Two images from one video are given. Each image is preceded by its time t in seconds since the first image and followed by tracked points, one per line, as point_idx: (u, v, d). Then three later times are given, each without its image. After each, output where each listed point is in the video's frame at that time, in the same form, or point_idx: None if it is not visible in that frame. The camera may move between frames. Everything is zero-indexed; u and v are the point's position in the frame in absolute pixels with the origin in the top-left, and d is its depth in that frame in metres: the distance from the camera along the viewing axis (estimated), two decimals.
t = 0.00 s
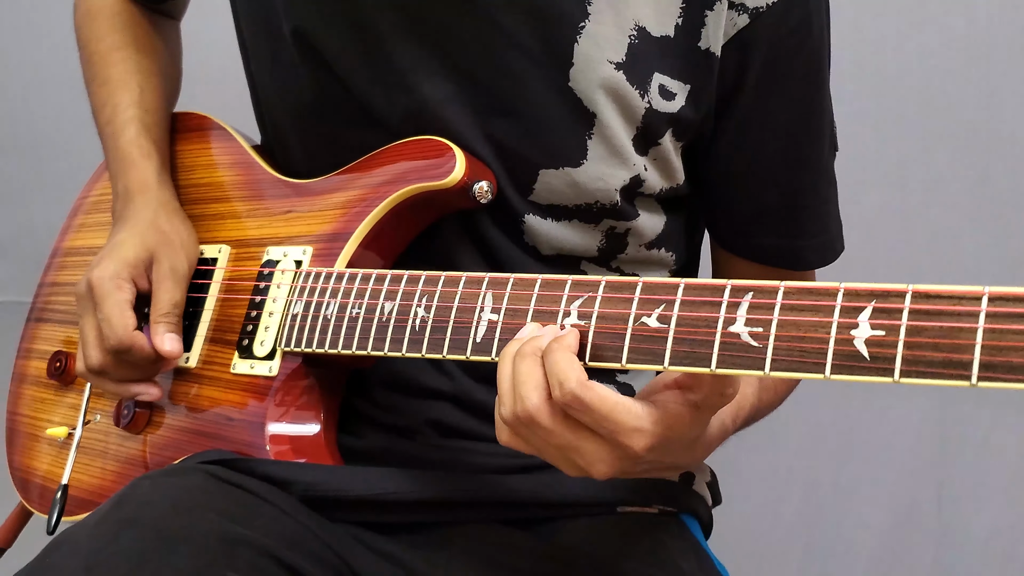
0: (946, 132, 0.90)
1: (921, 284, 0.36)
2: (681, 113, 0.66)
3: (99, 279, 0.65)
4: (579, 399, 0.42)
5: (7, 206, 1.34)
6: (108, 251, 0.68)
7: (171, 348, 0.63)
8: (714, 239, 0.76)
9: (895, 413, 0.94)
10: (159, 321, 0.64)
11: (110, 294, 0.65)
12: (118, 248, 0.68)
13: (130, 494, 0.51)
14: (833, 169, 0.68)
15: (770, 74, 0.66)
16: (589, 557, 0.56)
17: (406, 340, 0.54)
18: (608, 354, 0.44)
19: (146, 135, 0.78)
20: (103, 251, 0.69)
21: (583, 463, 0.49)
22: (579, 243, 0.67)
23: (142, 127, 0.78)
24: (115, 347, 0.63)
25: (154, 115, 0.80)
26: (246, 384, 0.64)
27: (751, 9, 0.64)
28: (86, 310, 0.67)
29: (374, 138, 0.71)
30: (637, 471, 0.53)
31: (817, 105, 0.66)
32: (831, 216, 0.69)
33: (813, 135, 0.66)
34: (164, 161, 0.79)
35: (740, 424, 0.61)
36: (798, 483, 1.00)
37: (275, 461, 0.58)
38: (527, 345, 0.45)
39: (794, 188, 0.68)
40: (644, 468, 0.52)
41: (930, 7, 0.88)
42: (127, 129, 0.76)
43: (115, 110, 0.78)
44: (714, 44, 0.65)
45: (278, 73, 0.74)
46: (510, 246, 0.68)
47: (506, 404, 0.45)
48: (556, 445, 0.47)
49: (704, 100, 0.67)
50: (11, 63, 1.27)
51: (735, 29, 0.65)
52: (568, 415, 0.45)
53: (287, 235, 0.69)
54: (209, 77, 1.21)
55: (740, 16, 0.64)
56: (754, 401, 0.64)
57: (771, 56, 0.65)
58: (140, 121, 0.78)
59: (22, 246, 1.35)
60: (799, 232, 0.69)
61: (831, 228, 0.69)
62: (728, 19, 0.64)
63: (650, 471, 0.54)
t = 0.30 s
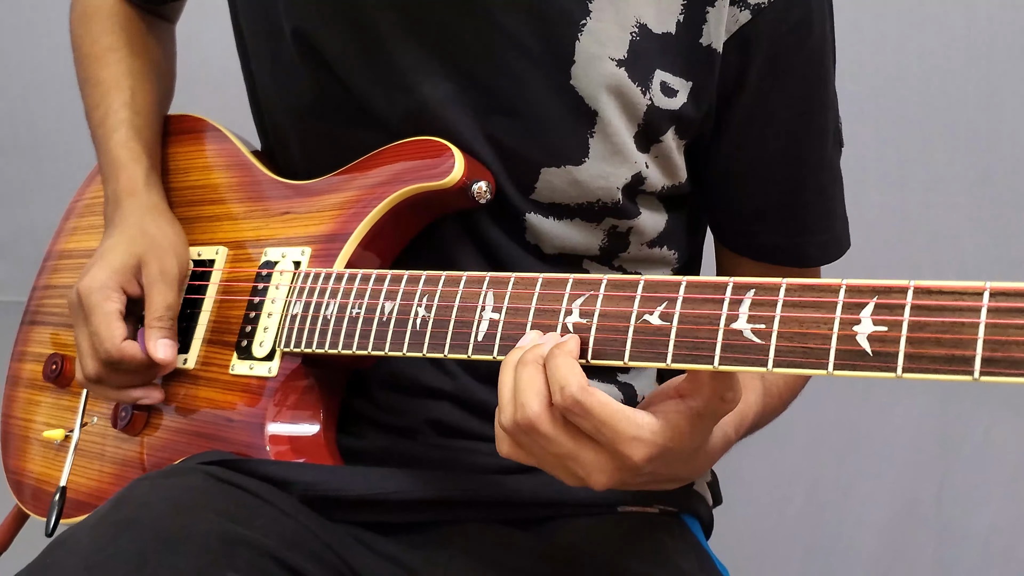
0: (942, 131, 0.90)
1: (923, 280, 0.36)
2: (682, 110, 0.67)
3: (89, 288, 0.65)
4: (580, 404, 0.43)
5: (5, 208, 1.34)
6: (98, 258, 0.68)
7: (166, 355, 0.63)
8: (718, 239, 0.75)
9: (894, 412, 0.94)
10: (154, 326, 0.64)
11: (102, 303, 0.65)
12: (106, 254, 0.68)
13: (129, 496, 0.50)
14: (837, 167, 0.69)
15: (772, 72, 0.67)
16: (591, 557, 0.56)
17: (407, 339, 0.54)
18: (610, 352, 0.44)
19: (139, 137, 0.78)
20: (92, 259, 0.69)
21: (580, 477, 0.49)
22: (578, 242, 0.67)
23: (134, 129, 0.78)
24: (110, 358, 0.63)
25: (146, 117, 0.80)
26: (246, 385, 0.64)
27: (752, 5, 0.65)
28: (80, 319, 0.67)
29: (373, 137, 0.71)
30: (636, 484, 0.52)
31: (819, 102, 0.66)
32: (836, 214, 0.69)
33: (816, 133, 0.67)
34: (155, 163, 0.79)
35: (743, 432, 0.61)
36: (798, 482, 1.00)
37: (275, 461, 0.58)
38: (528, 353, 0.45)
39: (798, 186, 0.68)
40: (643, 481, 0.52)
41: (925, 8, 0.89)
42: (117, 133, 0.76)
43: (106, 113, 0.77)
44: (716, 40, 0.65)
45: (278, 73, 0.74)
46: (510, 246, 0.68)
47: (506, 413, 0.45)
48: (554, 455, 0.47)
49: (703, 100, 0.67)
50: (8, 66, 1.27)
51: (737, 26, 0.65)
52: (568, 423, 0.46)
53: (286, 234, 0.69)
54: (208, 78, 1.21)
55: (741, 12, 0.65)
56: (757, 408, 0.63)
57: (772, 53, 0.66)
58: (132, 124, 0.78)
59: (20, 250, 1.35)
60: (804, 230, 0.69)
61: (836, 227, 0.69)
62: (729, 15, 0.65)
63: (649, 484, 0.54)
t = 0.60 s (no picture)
0: (944, 132, 0.90)
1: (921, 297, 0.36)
2: (683, 113, 0.67)
3: (110, 276, 0.67)
4: (569, 402, 0.44)
5: (5, 205, 1.34)
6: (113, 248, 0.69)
7: (178, 327, 0.63)
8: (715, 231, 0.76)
9: (894, 414, 0.95)
10: (166, 303, 0.65)
11: (120, 288, 0.66)
12: (121, 243, 0.69)
13: (129, 495, 0.51)
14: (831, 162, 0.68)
15: (772, 70, 0.66)
16: (590, 560, 0.57)
17: (406, 344, 0.54)
18: (609, 362, 0.44)
19: (138, 125, 0.77)
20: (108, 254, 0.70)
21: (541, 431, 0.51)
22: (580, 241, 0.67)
23: (133, 117, 0.77)
24: (130, 343, 0.63)
25: (146, 104, 0.80)
26: (246, 384, 0.64)
27: (756, 11, 0.64)
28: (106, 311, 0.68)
29: (372, 138, 0.71)
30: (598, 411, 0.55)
31: (817, 98, 0.65)
32: (830, 209, 0.69)
33: (813, 129, 0.66)
34: (157, 150, 0.79)
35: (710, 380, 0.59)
36: (796, 483, 1.01)
37: (275, 462, 0.59)
38: (492, 339, 0.46)
39: (792, 182, 0.68)
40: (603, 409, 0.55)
41: (928, 8, 0.88)
42: (120, 121, 0.76)
43: (107, 100, 0.77)
44: (718, 45, 0.65)
45: (280, 73, 0.74)
46: (513, 247, 0.68)
47: (478, 391, 0.46)
48: (520, 420, 0.49)
49: (704, 102, 0.67)
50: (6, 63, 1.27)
51: (739, 31, 0.65)
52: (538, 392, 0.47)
53: (288, 235, 0.69)
54: (207, 74, 1.21)
55: (744, 18, 0.64)
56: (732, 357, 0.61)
57: (773, 54, 0.65)
58: (131, 113, 0.77)
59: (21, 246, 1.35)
60: (798, 225, 0.69)
61: (830, 221, 0.69)
62: (732, 20, 0.65)
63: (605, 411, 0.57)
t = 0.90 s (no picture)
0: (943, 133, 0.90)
1: (915, 295, 0.36)
2: (694, 109, 0.66)
3: (132, 281, 0.64)
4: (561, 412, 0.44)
5: (6, 206, 1.35)
6: (120, 257, 0.66)
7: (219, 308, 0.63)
8: (718, 231, 0.76)
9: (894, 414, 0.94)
10: (197, 289, 0.64)
11: (149, 289, 0.63)
12: (127, 247, 0.66)
13: (129, 493, 0.51)
14: (839, 159, 0.68)
15: (779, 68, 0.66)
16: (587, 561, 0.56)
17: (404, 342, 0.55)
18: (605, 361, 0.44)
19: (115, 128, 0.77)
20: (113, 264, 0.66)
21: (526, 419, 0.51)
22: (585, 239, 0.67)
23: (111, 120, 0.77)
24: (178, 336, 0.62)
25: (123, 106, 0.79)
26: (245, 383, 0.65)
27: (766, 5, 0.64)
28: (131, 316, 0.66)
29: (373, 137, 0.71)
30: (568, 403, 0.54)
31: (823, 96, 0.66)
32: (836, 206, 0.69)
33: (819, 127, 0.66)
34: (131, 152, 0.78)
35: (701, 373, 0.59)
36: (797, 484, 1.00)
37: (273, 461, 0.59)
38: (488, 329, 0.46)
39: (798, 179, 0.68)
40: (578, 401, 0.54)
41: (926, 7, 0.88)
42: (95, 124, 0.76)
43: (83, 103, 0.76)
44: (732, 40, 0.64)
45: (284, 72, 0.74)
46: (515, 245, 0.68)
47: (467, 365, 0.45)
48: (504, 404, 0.47)
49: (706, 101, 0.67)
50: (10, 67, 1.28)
51: (750, 26, 0.64)
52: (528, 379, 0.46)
53: (289, 234, 0.69)
54: (207, 76, 1.21)
55: (754, 12, 0.64)
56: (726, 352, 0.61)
57: (781, 51, 0.65)
58: (108, 115, 0.76)
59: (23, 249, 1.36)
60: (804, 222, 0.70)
61: (836, 218, 0.70)
62: (743, 15, 0.64)
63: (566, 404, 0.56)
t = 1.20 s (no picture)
0: (944, 132, 0.90)
1: (920, 309, 0.36)
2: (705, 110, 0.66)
3: None
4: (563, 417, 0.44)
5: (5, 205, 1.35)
6: (10, 354, 0.64)
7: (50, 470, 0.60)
8: (720, 229, 0.77)
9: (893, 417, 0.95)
10: (48, 439, 0.62)
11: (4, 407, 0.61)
12: (16, 352, 0.64)
13: (129, 493, 0.51)
14: (841, 161, 0.68)
15: (786, 69, 0.66)
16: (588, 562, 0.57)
17: (406, 345, 0.55)
18: (609, 369, 0.44)
19: (76, 202, 0.74)
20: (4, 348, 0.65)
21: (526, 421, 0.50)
22: (591, 242, 0.67)
23: (73, 192, 0.74)
24: None
25: (89, 174, 0.77)
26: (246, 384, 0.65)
27: (775, 5, 0.63)
28: None
29: (376, 137, 0.71)
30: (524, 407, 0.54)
31: (826, 98, 0.66)
32: (838, 207, 0.69)
33: (821, 129, 0.67)
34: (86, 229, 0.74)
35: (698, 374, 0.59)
36: (796, 484, 1.01)
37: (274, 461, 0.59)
38: (489, 334, 0.46)
39: (800, 180, 0.69)
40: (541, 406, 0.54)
41: (927, 8, 0.90)
42: (53, 200, 0.72)
43: (46, 172, 0.74)
44: (743, 40, 0.64)
45: (294, 72, 0.74)
46: (519, 245, 0.68)
47: (468, 365, 0.45)
48: (504, 407, 0.47)
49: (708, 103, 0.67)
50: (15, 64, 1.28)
51: (759, 26, 0.64)
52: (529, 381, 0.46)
53: (292, 234, 0.69)
54: (206, 74, 1.21)
55: (764, 12, 0.64)
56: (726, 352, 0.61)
57: (788, 53, 0.65)
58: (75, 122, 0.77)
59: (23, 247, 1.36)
60: (804, 222, 0.70)
61: (837, 219, 0.70)
62: (753, 16, 0.64)
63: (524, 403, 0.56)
